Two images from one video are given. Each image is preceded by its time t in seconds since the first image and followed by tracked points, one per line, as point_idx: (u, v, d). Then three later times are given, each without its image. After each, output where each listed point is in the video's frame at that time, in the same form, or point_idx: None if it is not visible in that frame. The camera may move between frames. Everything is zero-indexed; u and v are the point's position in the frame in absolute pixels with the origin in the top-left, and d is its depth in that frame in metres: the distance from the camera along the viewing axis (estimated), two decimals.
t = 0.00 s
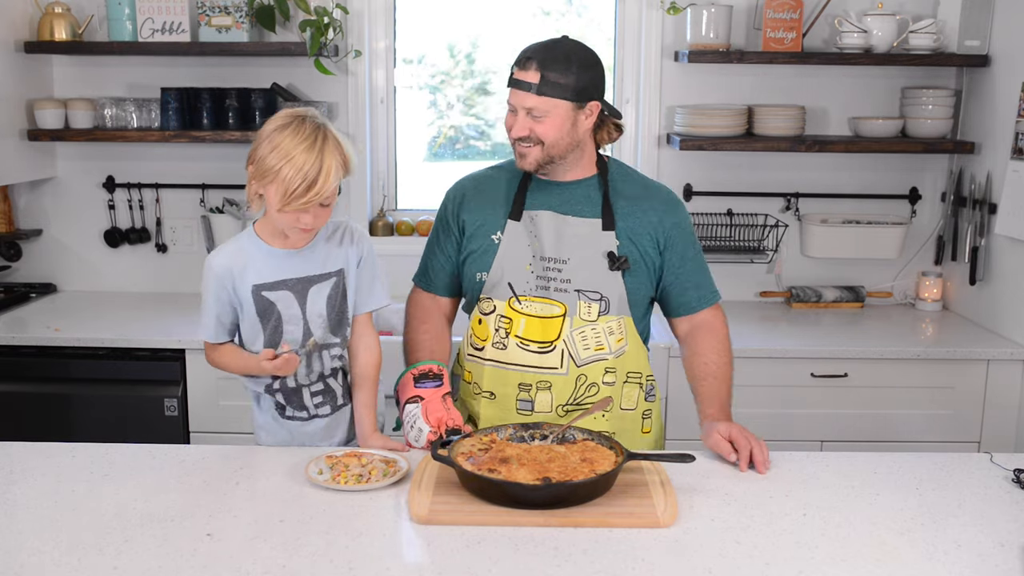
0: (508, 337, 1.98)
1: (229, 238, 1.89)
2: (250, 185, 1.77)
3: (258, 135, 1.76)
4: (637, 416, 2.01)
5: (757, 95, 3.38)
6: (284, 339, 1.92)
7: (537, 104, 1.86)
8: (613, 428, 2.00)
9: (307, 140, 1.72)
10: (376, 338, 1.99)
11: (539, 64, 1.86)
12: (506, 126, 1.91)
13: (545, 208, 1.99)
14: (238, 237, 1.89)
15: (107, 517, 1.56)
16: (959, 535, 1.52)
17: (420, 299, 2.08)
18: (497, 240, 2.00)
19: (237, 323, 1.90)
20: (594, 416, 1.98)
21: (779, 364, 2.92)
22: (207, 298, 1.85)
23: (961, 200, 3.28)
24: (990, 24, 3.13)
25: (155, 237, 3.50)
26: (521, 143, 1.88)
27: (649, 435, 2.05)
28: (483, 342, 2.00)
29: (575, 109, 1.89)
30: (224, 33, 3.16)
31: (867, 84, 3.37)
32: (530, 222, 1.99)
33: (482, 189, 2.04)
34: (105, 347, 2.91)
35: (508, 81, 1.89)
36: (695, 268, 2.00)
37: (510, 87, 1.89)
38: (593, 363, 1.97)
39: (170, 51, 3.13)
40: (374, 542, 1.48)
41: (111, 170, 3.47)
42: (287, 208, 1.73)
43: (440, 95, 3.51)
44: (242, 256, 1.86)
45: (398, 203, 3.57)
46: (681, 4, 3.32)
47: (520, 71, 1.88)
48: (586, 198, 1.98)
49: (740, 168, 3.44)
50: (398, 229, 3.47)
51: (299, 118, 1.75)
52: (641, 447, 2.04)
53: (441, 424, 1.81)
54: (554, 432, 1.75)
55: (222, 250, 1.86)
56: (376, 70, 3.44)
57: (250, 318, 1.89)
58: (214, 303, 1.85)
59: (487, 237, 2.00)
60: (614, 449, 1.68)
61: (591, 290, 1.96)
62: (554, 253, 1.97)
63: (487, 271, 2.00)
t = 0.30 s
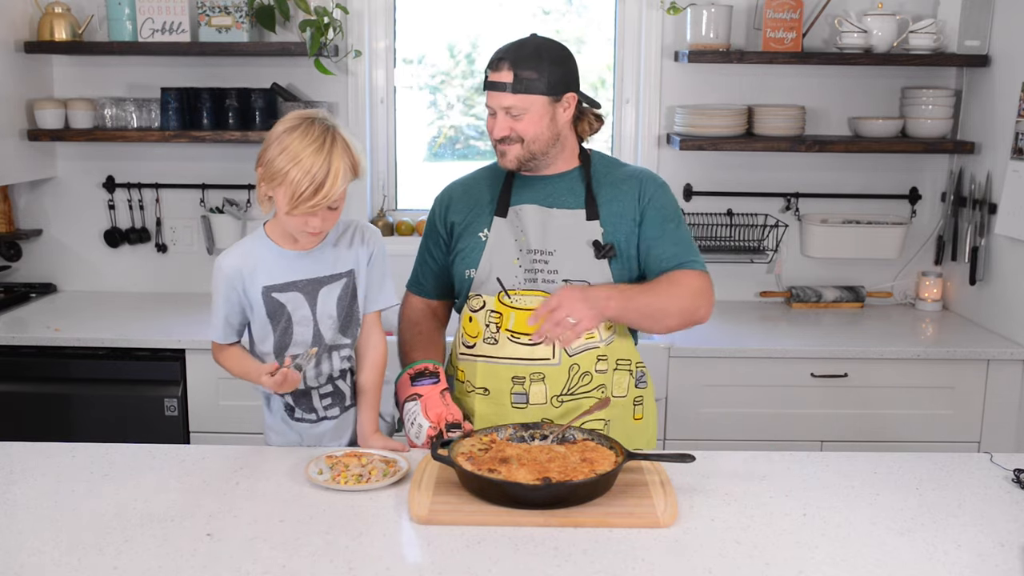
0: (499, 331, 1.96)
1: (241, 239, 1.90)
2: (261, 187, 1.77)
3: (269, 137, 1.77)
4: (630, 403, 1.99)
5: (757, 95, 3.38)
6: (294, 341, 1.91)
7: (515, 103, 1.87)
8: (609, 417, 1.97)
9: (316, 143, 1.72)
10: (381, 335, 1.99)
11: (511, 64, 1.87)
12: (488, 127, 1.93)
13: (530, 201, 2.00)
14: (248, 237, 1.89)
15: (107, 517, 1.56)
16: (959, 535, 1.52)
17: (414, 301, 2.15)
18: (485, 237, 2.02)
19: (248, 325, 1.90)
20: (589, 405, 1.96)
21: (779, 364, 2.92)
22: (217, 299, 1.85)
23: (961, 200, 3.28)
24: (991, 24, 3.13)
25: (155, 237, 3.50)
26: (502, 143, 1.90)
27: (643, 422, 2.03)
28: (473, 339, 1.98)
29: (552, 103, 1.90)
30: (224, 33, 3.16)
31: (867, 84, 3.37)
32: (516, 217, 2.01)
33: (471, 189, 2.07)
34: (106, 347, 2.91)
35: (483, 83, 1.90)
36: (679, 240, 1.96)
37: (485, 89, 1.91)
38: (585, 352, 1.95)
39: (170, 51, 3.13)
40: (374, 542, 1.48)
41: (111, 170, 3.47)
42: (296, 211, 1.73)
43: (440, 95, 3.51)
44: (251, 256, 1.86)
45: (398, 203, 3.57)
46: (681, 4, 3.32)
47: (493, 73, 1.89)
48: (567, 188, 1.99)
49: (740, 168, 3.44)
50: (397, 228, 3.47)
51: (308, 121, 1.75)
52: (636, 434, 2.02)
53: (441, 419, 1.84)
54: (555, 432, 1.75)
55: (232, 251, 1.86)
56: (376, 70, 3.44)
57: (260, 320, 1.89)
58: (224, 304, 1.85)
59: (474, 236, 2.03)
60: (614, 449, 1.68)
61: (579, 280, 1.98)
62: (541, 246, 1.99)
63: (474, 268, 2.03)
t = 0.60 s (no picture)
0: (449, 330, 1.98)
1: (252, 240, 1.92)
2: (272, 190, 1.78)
3: (281, 140, 1.77)
4: (593, 388, 2.00)
5: (758, 95, 3.37)
6: (302, 342, 1.91)
7: (488, 100, 1.84)
8: (569, 405, 1.98)
9: (329, 146, 1.73)
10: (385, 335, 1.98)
11: (484, 60, 1.84)
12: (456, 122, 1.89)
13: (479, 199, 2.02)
14: (259, 238, 1.90)
15: (107, 517, 1.56)
16: (959, 535, 1.52)
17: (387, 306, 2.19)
18: (445, 237, 2.07)
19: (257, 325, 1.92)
20: (544, 396, 1.97)
21: (779, 364, 2.92)
22: (226, 299, 1.87)
23: (961, 200, 3.29)
24: (990, 24, 3.13)
25: (155, 236, 3.50)
26: (472, 139, 1.87)
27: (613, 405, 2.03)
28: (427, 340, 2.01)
29: (523, 99, 1.87)
30: (224, 33, 3.16)
31: (867, 84, 3.37)
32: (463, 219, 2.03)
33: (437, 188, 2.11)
34: (106, 347, 2.91)
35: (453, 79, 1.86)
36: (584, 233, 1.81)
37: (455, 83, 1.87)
38: (535, 343, 1.96)
39: (170, 51, 3.13)
40: (373, 542, 1.48)
41: (111, 171, 3.47)
42: (307, 214, 1.73)
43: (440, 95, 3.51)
44: (260, 256, 1.87)
45: (398, 203, 3.56)
46: (681, 5, 3.32)
47: (465, 68, 1.85)
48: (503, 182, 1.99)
49: (740, 168, 3.44)
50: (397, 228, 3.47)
51: (321, 124, 1.75)
52: (605, 419, 2.02)
53: (434, 406, 1.89)
54: (555, 432, 1.75)
55: (241, 251, 1.87)
56: (376, 71, 3.43)
57: (268, 321, 1.90)
58: (232, 303, 1.88)
59: (437, 236, 2.08)
60: (614, 449, 1.68)
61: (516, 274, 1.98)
62: (481, 244, 2.00)
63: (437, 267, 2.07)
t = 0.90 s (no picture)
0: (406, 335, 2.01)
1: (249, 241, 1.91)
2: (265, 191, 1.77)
3: (273, 141, 1.77)
4: (551, 384, 1.99)
5: (758, 95, 3.37)
6: (300, 343, 1.91)
7: (445, 106, 1.83)
8: (527, 404, 1.98)
9: (322, 146, 1.72)
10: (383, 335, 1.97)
11: (438, 66, 1.82)
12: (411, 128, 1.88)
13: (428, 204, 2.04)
14: (256, 239, 1.90)
15: (107, 517, 1.56)
16: (959, 535, 1.52)
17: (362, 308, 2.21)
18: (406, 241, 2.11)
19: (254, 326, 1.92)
20: (500, 397, 1.96)
21: (779, 364, 2.92)
22: (223, 300, 1.87)
23: (961, 200, 3.29)
24: (991, 24, 3.13)
25: (155, 237, 3.50)
26: (429, 145, 1.86)
27: (574, 400, 2.02)
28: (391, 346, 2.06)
29: (479, 103, 1.86)
30: (224, 33, 3.16)
31: (867, 84, 3.37)
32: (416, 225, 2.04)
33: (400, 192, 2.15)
34: (106, 347, 2.91)
35: (406, 85, 1.84)
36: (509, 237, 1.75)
37: (409, 89, 1.85)
38: (487, 346, 1.94)
39: (170, 51, 3.13)
40: (374, 542, 1.48)
41: (111, 171, 3.47)
42: (302, 215, 1.73)
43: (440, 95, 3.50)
44: (257, 257, 1.86)
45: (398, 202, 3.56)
46: (681, 4, 3.33)
47: (418, 74, 1.84)
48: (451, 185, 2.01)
49: (740, 168, 3.43)
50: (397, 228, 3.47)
51: (314, 124, 1.75)
52: (565, 414, 2.02)
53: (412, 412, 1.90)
54: (554, 432, 1.75)
55: (238, 252, 1.87)
56: (376, 70, 3.43)
57: (266, 321, 1.89)
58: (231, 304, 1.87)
59: (399, 240, 2.13)
60: (614, 449, 1.68)
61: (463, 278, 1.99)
62: (431, 249, 2.02)
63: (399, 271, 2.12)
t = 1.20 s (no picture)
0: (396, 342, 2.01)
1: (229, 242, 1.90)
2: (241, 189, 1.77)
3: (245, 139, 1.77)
4: (545, 386, 1.99)
5: (758, 95, 3.37)
6: (287, 342, 1.91)
7: (424, 115, 1.81)
8: (521, 406, 1.98)
9: (293, 136, 1.73)
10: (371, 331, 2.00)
11: (412, 76, 1.81)
12: (392, 140, 1.86)
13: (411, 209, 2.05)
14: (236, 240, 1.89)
15: (107, 517, 1.56)
16: (959, 535, 1.52)
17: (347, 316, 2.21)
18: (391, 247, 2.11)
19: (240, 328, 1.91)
20: (492, 401, 1.97)
21: (778, 363, 2.92)
22: (208, 303, 1.86)
23: (961, 201, 3.29)
24: (990, 24, 3.13)
25: (155, 237, 3.50)
26: (412, 156, 1.84)
27: (568, 400, 2.02)
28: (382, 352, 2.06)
29: (456, 109, 1.85)
30: (224, 33, 3.16)
31: (867, 84, 3.37)
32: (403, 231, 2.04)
33: (383, 197, 2.15)
34: (106, 347, 2.91)
35: (382, 98, 1.83)
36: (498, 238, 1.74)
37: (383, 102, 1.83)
38: (477, 351, 1.95)
39: (170, 51, 3.13)
40: (373, 542, 1.48)
41: (111, 171, 3.47)
42: (280, 207, 1.73)
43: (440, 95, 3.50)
44: (242, 258, 1.86)
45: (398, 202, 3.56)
46: (681, 4, 3.32)
47: (393, 86, 1.82)
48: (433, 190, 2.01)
49: (740, 168, 3.43)
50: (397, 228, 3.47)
51: (283, 118, 1.75)
52: (561, 414, 2.01)
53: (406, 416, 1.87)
54: (555, 432, 1.75)
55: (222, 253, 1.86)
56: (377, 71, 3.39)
57: (251, 322, 1.89)
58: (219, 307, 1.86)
59: (384, 247, 2.13)
60: (614, 449, 1.68)
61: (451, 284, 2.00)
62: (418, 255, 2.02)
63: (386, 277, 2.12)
